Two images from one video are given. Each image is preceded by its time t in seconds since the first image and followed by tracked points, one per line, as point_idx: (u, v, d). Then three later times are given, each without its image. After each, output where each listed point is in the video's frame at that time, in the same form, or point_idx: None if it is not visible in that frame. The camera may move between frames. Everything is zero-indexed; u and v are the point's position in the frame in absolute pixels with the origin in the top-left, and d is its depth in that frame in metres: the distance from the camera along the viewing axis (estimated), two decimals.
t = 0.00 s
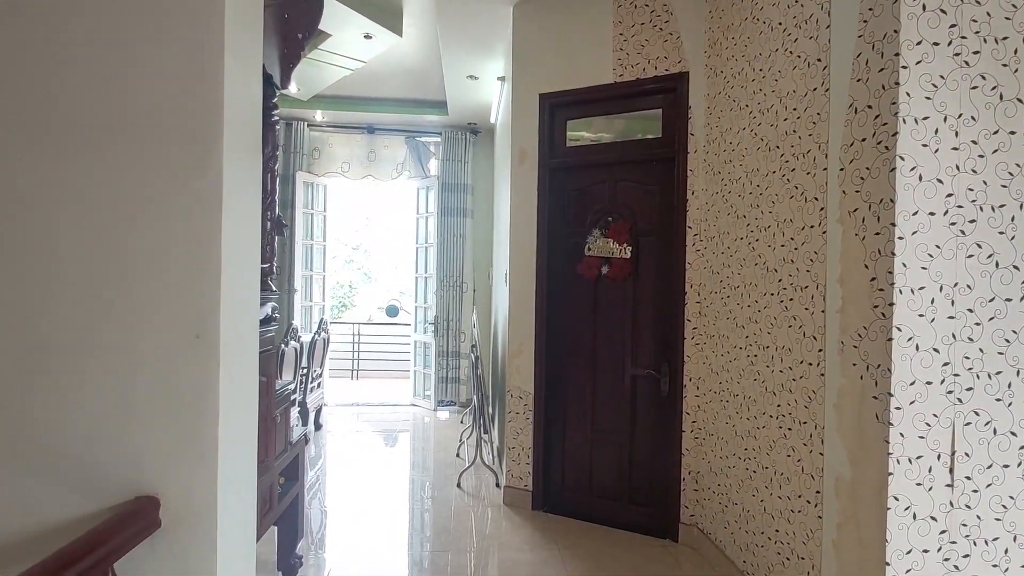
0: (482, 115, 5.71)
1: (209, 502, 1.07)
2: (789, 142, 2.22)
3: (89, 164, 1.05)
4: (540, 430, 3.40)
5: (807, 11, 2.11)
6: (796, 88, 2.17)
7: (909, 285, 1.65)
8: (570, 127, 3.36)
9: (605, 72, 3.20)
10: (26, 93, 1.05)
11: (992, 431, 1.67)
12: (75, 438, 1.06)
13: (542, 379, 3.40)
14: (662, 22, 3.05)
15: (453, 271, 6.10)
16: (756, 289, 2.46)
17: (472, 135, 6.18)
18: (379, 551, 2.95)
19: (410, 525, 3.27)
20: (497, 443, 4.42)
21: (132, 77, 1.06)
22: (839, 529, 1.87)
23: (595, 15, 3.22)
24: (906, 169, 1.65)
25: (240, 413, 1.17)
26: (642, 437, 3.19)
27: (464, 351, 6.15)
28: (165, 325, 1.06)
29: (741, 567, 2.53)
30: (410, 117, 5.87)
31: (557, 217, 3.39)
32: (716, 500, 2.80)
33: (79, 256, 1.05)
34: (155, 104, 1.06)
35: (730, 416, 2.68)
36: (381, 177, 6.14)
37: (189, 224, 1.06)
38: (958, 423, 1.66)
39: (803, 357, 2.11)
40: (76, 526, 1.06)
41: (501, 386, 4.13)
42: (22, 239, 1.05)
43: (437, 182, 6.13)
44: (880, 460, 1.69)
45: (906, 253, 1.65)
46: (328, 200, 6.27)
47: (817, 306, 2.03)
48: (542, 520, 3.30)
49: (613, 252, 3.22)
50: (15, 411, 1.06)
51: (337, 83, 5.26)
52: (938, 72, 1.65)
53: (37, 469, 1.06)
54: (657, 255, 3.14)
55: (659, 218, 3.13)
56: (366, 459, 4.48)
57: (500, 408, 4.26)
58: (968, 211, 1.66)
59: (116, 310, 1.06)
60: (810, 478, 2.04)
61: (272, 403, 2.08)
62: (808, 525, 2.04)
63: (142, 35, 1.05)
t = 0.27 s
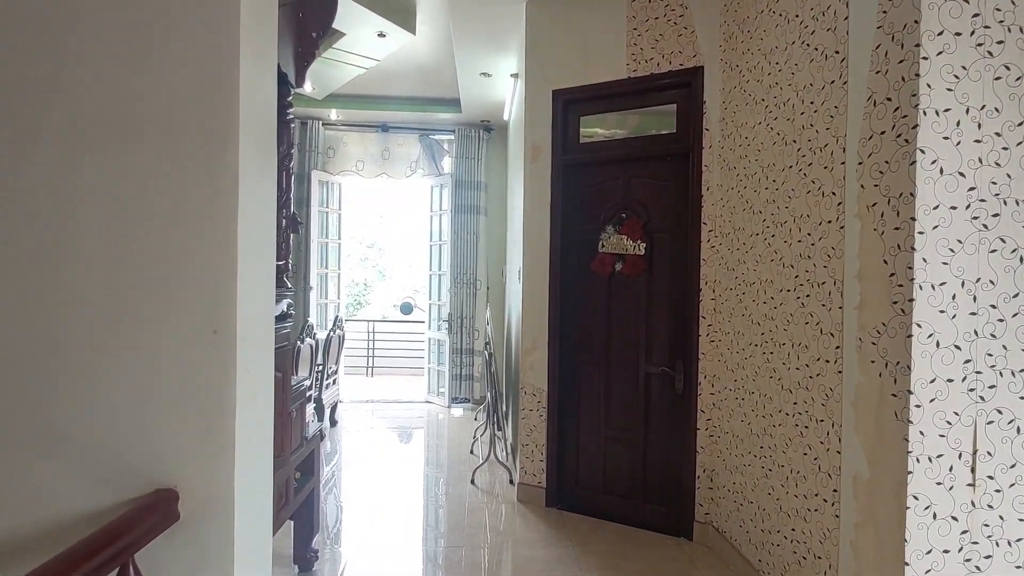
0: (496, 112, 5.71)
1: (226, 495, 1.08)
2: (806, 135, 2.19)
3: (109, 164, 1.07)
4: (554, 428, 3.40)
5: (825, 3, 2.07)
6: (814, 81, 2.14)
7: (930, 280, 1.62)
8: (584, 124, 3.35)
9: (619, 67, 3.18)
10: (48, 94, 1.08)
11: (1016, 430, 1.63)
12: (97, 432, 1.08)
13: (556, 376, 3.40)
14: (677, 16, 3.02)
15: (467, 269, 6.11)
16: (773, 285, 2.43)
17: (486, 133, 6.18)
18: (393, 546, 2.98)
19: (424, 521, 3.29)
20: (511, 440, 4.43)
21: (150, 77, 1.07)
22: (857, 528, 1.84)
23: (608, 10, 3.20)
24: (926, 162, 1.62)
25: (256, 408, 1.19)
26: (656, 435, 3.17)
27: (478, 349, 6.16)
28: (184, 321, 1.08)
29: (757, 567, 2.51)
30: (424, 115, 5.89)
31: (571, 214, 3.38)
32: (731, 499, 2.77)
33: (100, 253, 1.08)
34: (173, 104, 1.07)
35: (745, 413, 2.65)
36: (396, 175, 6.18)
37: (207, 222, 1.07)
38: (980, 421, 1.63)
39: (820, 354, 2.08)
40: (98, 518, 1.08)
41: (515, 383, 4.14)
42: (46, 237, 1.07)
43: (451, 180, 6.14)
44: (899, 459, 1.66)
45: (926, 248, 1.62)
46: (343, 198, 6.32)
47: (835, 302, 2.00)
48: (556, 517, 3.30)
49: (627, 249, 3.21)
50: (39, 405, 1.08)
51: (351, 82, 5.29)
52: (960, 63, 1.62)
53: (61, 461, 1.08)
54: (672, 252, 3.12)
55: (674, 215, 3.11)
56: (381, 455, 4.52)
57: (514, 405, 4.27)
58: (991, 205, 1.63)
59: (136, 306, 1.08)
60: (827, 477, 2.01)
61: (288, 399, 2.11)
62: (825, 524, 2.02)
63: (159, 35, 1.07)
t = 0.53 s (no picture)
0: (504, 110, 5.70)
1: (237, 491, 1.10)
2: (818, 132, 2.17)
3: (122, 163, 1.09)
4: (562, 426, 3.40)
5: None
6: (826, 77, 2.11)
7: (944, 278, 1.60)
8: (593, 121, 3.34)
9: (628, 65, 3.17)
10: (61, 93, 1.09)
11: None
12: (111, 428, 1.09)
13: (565, 375, 3.40)
14: (686, 13, 3.00)
15: (476, 267, 6.12)
16: (784, 283, 2.41)
17: (495, 131, 6.18)
18: (403, 543, 2.99)
19: (434, 518, 3.31)
20: (520, 438, 4.44)
21: (161, 77, 1.08)
22: (869, 529, 1.83)
23: (618, 7, 3.19)
24: (940, 158, 1.60)
25: (267, 405, 1.20)
26: (666, 433, 3.16)
27: (487, 347, 6.17)
28: (196, 319, 1.09)
29: (767, 566, 2.49)
30: (434, 114, 5.90)
31: (580, 212, 3.38)
32: (741, 498, 2.76)
33: (113, 251, 1.09)
34: (185, 103, 1.08)
35: (756, 412, 2.63)
36: (405, 174, 6.20)
37: (218, 221, 1.08)
38: (994, 422, 1.61)
39: (832, 352, 2.06)
40: (111, 513, 1.09)
41: (523, 381, 4.14)
42: (59, 235, 1.09)
43: (460, 178, 6.15)
44: (912, 459, 1.64)
45: (940, 246, 1.60)
46: (353, 197, 6.34)
47: (846, 300, 1.98)
48: (565, 516, 3.30)
49: (636, 247, 3.19)
50: (54, 401, 1.09)
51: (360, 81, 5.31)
52: (976, 58, 1.59)
53: (75, 456, 1.10)
54: (681, 250, 3.10)
55: (683, 213, 3.09)
56: (391, 452, 4.54)
57: (523, 403, 4.27)
58: (1007, 202, 1.60)
59: (149, 304, 1.09)
60: (839, 477, 1.99)
61: (298, 396, 2.13)
62: (836, 524, 2.00)
63: (170, 36, 1.08)
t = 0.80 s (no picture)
0: (509, 109, 5.70)
1: (243, 489, 1.10)
2: (825, 131, 2.15)
3: (129, 163, 1.09)
4: (567, 425, 3.40)
5: None
6: (833, 76, 2.10)
7: (951, 278, 1.59)
8: (597, 120, 3.34)
9: (633, 64, 3.16)
10: (69, 94, 1.09)
11: None
12: (119, 426, 1.10)
13: (570, 374, 3.40)
14: (692, 11, 2.99)
15: (480, 266, 6.12)
16: (790, 283, 2.40)
17: (500, 130, 6.18)
18: (407, 542, 3.00)
19: (438, 516, 3.31)
20: (524, 437, 4.44)
21: (169, 77, 1.09)
22: (875, 530, 1.82)
23: (623, 6, 3.18)
24: (949, 157, 1.59)
25: (273, 403, 1.20)
26: (671, 433, 3.16)
27: (491, 346, 6.17)
28: (203, 318, 1.09)
29: (772, 566, 2.49)
30: (438, 113, 5.91)
31: (584, 211, 3.38)
32: (746, 498, 2.75)
33: (120, 250, 1.09)
34: (191, 103, 1.09)
35: (761, 412, 2.63)
36: (410, 173, 6.21)
37: (225, 220, 1.09)
38: (1003, 422, 1.60)
39: (838, 353, 2.05)
40: (119, 510, 1.10)
41: (528, 380, 4.14)
42: (67, 235, 1.09)
43: (464, 177, 6.15)
44: (919, 460, 1.63)
45: (948, 245, 1.59)
46: (357, 196, 6.35)
47: (853, 300, 1.97)
48: (569, 515, 3.30)
49: (641, 246, 3.18)
50: (62, 399, 1.10)
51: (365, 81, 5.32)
52: (984, 56, 1.58)
53: (84, 454, 1.11)
54: (687, 249, 3.09)
55: (688, 212, 3.08)
56: (395, 451, 4.55)
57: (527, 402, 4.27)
58: (1016, 201, 1.59)
59: (156, 303, 1.10)
60: (845, 477, 1.99)
61: (304, 395, 2.14)
62: (842, 524, 2.00)
63: (178, 36, 1.08)
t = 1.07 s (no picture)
0: (509, 108, 5.69)
1: (244, 488, 1.10)
2: (825, 130, 2.15)
3: (130, 162, 1.09)
4: (567, 424, 3.40)
5: None
6: (833, 75, 2.10)
7: (952, 277, 1.59)
8: (598, 119, 3.33)
9: (634, 62, 3.15)
10: (70, 93, 1.09)
11: None
12: (119, 425, 1.10)
13: (570, 373, 3.40)
14: (693, 10, 2.99)
15: (480, 265, 6.12)
16: (790, 282, 2.40)
17: (500, 128, 6.18)
18: (407, 540, 3.00)
19: (438, 515, 3.32)
20: (524, 436, 4.44)
21: (169, 76, 1.08)
22: (875, 529, 1.82)
23: (624, 4, 3.17)
24: (950, 157, 1.59)
25: (273, 402, 1.20)
26: (671, 432, 3.16)
27: (491, 344, 6.17)
28: (203, 317, 1.09)
29: (772, 565, 2.49)
30: (438, 111, 5.90)
31: (585, 210, 3.38)
32: (746, 497, 2.75)
33: (121, 249, 1.09)
34: (192, 102, 1.09)
35: (761, 411, 2.63)
36: (410, 171, 6.22)
37: (226, 219, 1.09)
38: (1003, 422, 1.60)
39: (838, 352, 2.05)
40: (119, 510, 1.10)
41: (528, 379, 4.14)
42: (68, 234, 1.09)
43: (465, 176, 6.14)
44: (919, 459, 1.63)
45: (948, 245, 1.59)
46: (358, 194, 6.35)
47: (853, 299, 1.97)
48: (569, 514, 3.31)
49: (641, 245, 3.18)
50: (63, 398, 1.10)
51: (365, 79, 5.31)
52: (986, 55, 1.58)
53: (84, 454, 1.11)
54: (687, 248, 3.09)
55: (689, 211, 3.08)
56: (396, 449, 4.55)
57: (527, 401, 4.27)
58: (1016, 201, 1.59)
59: (157, 302, 1.10)
60: (845, 477, 1.99)
61: (304, 394, 2.14)
62: (842, 523, 2.00)
63: (178, 35, 1.08)
